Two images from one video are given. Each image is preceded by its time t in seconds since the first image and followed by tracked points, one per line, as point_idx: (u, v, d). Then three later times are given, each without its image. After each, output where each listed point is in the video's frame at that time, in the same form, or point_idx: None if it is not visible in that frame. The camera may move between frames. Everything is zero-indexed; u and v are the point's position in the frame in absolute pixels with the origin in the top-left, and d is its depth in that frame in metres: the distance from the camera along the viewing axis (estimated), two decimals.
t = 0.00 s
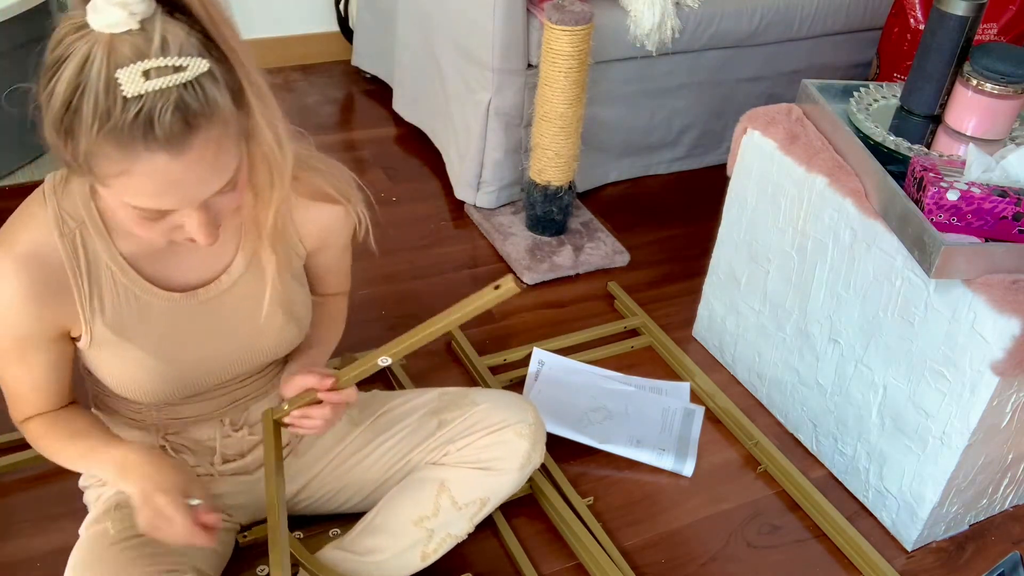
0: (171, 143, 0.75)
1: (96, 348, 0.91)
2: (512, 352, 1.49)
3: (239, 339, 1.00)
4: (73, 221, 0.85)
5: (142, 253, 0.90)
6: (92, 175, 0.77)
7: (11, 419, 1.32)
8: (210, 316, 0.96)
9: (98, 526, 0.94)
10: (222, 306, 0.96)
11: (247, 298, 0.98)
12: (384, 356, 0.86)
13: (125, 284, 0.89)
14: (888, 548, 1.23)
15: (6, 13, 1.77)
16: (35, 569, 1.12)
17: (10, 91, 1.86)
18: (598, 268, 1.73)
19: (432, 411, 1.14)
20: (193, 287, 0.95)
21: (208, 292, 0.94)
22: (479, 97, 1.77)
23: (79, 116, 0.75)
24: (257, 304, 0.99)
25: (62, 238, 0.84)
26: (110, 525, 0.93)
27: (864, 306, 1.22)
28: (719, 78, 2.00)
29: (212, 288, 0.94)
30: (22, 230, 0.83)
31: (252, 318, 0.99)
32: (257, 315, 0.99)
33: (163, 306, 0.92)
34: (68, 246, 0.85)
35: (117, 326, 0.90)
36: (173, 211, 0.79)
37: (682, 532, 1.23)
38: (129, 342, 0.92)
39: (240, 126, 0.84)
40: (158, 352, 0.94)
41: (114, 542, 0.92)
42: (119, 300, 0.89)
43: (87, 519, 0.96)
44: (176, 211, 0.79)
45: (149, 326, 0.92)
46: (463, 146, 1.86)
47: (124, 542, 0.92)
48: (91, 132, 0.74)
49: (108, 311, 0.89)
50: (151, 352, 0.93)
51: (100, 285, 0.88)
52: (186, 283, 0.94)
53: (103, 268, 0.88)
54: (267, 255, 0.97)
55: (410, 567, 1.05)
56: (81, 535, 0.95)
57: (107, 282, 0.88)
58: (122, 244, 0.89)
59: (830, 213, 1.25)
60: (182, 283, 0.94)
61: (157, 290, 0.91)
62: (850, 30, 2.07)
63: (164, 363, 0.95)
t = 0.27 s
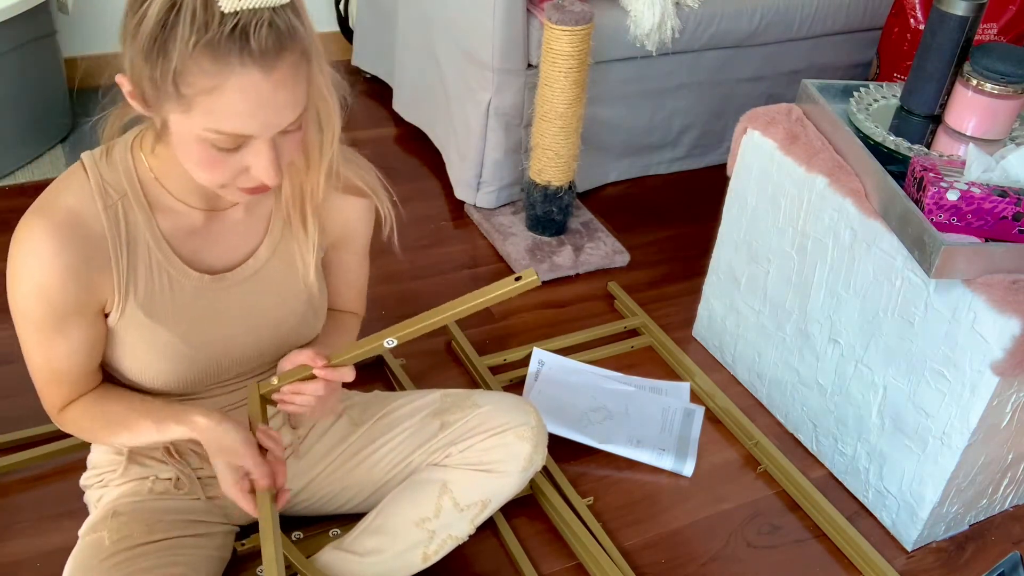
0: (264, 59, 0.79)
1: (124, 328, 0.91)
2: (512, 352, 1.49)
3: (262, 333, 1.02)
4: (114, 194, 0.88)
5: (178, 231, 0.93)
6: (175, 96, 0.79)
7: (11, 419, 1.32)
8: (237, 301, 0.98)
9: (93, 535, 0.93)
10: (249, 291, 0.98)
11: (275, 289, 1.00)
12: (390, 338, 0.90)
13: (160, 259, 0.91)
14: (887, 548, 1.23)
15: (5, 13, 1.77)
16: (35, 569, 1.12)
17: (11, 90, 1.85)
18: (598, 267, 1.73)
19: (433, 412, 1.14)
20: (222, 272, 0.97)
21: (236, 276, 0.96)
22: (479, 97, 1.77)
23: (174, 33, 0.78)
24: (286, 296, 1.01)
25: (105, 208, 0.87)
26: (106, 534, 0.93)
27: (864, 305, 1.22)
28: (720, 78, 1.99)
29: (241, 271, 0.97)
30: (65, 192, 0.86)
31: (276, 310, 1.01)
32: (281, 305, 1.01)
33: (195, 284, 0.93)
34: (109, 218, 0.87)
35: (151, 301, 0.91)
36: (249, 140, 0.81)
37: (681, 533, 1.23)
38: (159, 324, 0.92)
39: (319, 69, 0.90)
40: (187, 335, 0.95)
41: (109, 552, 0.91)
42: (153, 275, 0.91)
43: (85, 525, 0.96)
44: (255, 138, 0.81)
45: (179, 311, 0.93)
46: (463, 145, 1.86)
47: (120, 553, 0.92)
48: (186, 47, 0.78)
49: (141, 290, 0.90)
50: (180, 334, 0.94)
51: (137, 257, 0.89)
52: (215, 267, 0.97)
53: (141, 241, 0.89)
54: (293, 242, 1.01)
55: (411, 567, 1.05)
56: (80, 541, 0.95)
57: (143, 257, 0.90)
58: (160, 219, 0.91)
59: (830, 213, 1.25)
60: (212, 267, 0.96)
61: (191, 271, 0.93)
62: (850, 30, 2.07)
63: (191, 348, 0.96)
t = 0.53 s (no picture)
0: (300, 29, 0.80)
1: (121, 315, 0.91)
2: (512, 351, 1.49)
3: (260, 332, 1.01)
4: (122, 175, 0.89)
5: (182, 220, 0.93)
6: (207, 60, 0.79)
7: (12, 419, 1.32)
8: (237, 298, 0.97)
9: (90, 541, 0.93)
10: (250, 290, 0.98)
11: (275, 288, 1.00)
12: (331, 336, 0.78)
13: (161, 245, 0.90)
14: (887, 548, 1.23)
15: (5, 14, 1.77)
16: (35, 569, 1.12)
17: (11, 90, 1.85)
18: (598, 268, 1.73)
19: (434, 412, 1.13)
20: (225, 267, 0.96)
21: (237, 274, 0.96)
22: (479, 97, 1.77)
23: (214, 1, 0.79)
24: (283, 295, 1.01)
25: (111, 190, 0.88)
26: (103, 541, 0.93)
27: (864, 305, 1.22)
28: (720, 78, 2.00)
29: (243, 269, 0.96)
30: (73, 171, 0.87)
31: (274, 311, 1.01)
32: (280, 307, 1.01)
33: (195, 274, 0.93)
34: (114, 197, 0.88)
35: (148, 286, 0.90)
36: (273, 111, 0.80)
37: (681, 533, 1.23)
38: (158, 313, 0.92)
39: (344, 57, 0.91)
40: (184, 326, 0.94)
41: (104, 560, 0.91)
42: (153, 259, 0.90)
43: (84, 529, 0.96)
44: (279, 108, 0.80)
45: (177, 301, 0.93)
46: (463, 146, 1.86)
47: (114, 562, 0.91)
48: (226, 13, 0.79)
49: (139, 274, 0.90)
50: (177, 325, 0.94)
51: (138, 238, 0.89)
52: (218, 262, 0.96)
53: (144, 223, 0.90)
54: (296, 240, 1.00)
55: (412, 567, 1.05)
56: (78, 545, 0.95)
57: (145, 239, 0.90)
58: (165, 207, 0.92)
59: (830, 213, 1.25)
60: (214, 261, 0.96)
61: (191, 261, 0.92)
62: (850, 30, 2.07)
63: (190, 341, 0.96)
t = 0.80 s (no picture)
0: (263, 6, 0.80)
1: (111, 317, 0.91)
2: (512, 352, 1.49)
3: (252, 335, 1.01)
4: (112, 178, 0.89)
5: (172, 222, 0.93)
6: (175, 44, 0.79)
7: (11, 419, 1.32)
8: (228, 302, 0.97)
9: (88, 546, 0.93)
10: (241, 295, 0.97)
11: (266, 288, 0.99)
12: (306, 352, 0.75)
13: (150, 248, 0.90)
14: (887, 548, 1.23)
15: (5, 14, 1.77)
16: (35, 569, 1.12)
17: (11, 90, 1.85)
18: (598, 268, 1.73)
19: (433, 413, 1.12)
20: (217, 270, 0.96)
21: (228, 277, 0.95)
22: (479, 97, 1.77)
23: None
24: (280, 294, 1.01)
25: (100, 193, 0.88)
26: (101, 547, 0.93)
27: (864, 305, 1.22)
28: (720, 78, 1.99)
29: (234, 273, 0.96)
30: (65, 174, 0.88)
31: (265, 315, 1.00)
32: (272, 310, 1.01)
33: (184, 277, 0.92)
34: (104, 201, 0.88)
35: (138, 289, 0.90)
36: (247, 91, 0.80)
37: (682, 533, 1.23)
38: (147, 315, 0.92)
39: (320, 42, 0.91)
40: (175, 329, 0.94)
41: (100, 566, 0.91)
42: (143, 262, 0.90)
43: (85, 530, 0.97)
44: (251, 87, 0.80)
45: (166, 302, 0.92)
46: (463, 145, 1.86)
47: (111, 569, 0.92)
48: None
49: (128, 278, 0.90)
50: (168, 328, 0.94)
51: (127, 243, 0.89)
52: (209, 264, 0.96)
53: (133, 227, 0.89)
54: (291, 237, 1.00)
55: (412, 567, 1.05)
56: (77, 548, 0.96)
57: (135, 243, 0.90)
58: (155, 209, 0.92)
59: (830, 213, 1.25)
60: (206, 264, 0.96)
61: (180, 263, 0.92)
62: (850, 30, 2.07)
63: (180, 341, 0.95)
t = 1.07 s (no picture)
0: None
1: (113, 319, 0.92)
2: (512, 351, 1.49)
3: (250, 326, 1.01)
4: (101, 180, 0.90)
5: (165, 216, 0.94)
6: (152, 25, 0.80)
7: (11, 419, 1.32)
8: (224, 293, 0.97)
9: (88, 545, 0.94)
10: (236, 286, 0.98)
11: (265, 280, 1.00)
12: (287, 352, 0.75)
13: (145, 245, 0.91)
14: (888, 548, 1.23)
15: (5, 13, 1.77)
16: (35, 569, 1.12)
17: (11, 90, 1.85)
18: (598, 267, 1.73)
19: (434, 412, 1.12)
20: (212, 262, 0.96)
21: (224, 268, 0.96)
22: (479, 97, 1.77)
23: None
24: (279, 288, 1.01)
25: (92, 194, 0.89)
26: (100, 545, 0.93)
27: (864, 305, 1.22)
28: (719, 78, 1.99)
29: (229, 262, 0.96)
30: (54, 178, 0.88)
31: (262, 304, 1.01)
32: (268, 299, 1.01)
33: (179, 270, 0.93)
34: (96, 202, 0.89)
35: (135, 287, 0.91)
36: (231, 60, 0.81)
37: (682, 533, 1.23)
38: (148, 313, 0.93)
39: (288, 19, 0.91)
40: (173, 323, 0.95)
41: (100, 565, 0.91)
42: (139, 259, 0.91)
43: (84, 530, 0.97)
44: (235, 57, 0.81)
45: (166, 299, 0.93)
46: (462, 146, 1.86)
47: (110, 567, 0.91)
48: None
49: (126, 278, 0.90)
50: (165, 322, 0.94)
51: (122, 242, 0.90)
52: (204, 256, 0.96)
53: (127, 226, 0.90)
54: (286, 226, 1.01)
55: (412, 567, 1.05)
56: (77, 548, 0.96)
57: (130, 243, 0.90)
58: (146, 203, 0.93)
59: (830, 214, 1.25)
60: (202, 256, 0.96)
61: (177, 259, 0.93)
62: (850, 30, 2.07)
63: (180, 339, 0.96)
